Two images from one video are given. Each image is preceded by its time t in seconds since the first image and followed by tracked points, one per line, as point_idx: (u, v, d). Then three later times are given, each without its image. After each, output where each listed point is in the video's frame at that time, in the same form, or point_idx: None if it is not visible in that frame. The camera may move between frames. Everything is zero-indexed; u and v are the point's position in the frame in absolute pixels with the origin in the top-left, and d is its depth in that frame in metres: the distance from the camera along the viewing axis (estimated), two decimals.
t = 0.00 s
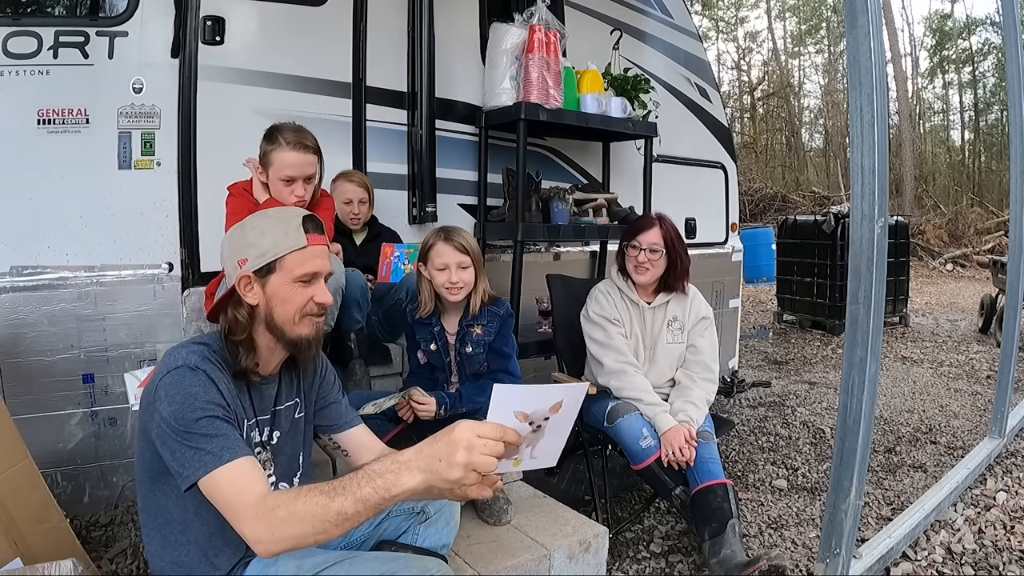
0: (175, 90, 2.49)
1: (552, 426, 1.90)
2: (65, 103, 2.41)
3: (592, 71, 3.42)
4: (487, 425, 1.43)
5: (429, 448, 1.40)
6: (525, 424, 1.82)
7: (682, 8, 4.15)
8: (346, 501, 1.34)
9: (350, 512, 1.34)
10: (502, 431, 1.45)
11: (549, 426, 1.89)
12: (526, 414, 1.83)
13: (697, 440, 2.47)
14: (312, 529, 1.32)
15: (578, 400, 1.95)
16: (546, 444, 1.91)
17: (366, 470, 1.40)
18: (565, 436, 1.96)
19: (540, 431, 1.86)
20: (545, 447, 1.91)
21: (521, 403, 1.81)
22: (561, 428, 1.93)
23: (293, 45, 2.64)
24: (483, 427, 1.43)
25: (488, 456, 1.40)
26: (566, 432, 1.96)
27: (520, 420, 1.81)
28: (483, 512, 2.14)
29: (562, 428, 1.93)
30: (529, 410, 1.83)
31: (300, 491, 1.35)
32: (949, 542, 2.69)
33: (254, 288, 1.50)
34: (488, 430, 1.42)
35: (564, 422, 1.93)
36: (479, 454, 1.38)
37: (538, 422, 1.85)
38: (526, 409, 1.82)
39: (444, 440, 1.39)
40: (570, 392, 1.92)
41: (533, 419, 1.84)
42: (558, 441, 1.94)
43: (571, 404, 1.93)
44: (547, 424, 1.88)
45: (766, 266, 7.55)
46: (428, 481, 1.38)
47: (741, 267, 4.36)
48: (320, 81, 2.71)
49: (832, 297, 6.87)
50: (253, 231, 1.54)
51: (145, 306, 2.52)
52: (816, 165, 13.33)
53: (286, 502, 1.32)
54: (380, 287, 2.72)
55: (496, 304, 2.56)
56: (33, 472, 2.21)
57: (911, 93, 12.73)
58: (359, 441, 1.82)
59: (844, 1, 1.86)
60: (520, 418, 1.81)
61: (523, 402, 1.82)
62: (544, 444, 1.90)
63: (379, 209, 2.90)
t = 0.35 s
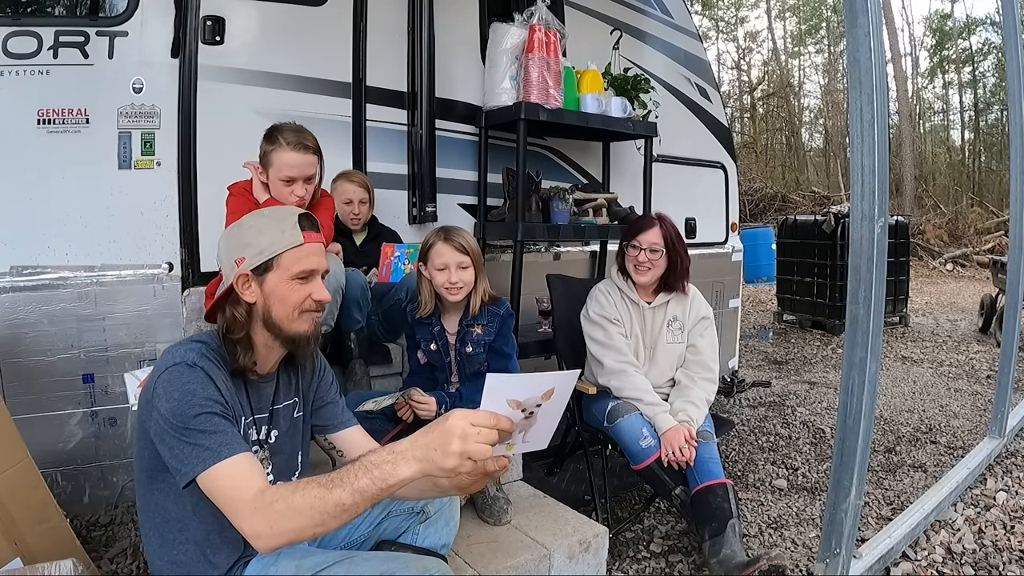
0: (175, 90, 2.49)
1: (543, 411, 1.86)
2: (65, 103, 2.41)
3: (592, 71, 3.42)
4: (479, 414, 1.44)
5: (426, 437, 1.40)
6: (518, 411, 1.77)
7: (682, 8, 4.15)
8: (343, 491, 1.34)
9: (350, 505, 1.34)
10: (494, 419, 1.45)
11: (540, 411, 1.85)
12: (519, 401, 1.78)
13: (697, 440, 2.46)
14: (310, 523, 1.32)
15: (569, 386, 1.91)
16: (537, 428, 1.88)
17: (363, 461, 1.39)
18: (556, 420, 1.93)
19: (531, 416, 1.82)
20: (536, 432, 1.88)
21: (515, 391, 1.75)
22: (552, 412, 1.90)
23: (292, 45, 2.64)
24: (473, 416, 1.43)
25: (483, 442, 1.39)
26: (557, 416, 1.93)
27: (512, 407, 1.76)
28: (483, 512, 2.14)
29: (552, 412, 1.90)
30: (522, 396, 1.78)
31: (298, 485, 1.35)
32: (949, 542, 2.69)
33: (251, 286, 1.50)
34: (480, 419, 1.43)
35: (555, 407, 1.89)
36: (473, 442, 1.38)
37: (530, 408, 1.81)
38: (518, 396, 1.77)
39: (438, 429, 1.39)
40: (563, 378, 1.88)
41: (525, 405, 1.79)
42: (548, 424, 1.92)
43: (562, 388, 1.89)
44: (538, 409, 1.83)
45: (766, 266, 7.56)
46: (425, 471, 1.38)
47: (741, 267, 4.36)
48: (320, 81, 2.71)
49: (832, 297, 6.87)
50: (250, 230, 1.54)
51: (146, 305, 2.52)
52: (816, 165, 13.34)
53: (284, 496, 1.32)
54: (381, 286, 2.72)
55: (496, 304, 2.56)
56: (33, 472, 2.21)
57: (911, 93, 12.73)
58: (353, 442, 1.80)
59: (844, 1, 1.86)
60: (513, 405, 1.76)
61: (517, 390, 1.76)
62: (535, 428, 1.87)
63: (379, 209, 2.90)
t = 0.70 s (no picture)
0: (175, 90, 2.49)
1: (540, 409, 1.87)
2: (65, 103, 2.41)
3: (592, 71, 3.42)
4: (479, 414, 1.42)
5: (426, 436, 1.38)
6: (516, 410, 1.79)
7: (682, 8, 4.15)
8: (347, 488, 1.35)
9: (350, 504, 1.33)
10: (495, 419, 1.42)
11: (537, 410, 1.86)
12: (517, 400, 1.80)
13: (697, 440, 2.46)
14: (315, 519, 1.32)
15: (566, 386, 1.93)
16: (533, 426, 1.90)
17: (363, 459, 1.39)
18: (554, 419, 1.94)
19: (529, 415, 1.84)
20: (533, 430, 1.90)
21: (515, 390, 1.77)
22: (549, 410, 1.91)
23: (292, 45, 2.64)
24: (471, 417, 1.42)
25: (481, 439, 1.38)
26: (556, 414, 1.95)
27: (510, 407, 1.78)
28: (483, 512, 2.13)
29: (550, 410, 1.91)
30: (520, 396, 1.79)
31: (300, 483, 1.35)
32: (949, 542, 2.69)
33: (254, 286, 1.49)
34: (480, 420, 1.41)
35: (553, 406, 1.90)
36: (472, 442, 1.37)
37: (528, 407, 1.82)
38: (517, 396, 1.79)
39: (438, 428, 1.38)
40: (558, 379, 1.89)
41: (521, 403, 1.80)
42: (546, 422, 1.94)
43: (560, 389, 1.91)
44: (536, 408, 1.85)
45: (766, 267, 7.57)
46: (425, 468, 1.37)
47: (741, 267, 4.36)
48: (320, 81, 2.71)
49: (832, 297, 6.87)
50: (253, 230, 1.53)
51: (145, 305, 2.52)
52: (816, 165, 13.36)
53: (285, 495, 1.32)
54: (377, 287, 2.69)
55: (496, 304, 2.55)
56: (33, 472, 2.22)
57: (911, 93, 12.73)
58: (346, 443, 1.80)
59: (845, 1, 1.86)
60: (512, 404, 1.78)
61: (516, 390, 1.78)
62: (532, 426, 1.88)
63: (379, 209, 2.90)
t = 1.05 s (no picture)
0: (175, 90, 2.49)
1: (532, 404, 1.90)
2: (65, 103, 2.41)
3: (592, 71, 3.42)
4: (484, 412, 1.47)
5: (435, 440, 1.41)
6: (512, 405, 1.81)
7: (682, 8, 4.15)
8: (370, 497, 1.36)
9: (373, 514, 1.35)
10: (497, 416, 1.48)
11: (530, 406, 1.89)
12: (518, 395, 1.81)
13: (697, 440, 2.47)
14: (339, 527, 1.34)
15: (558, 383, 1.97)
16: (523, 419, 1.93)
17: (380, 469, 1.40)
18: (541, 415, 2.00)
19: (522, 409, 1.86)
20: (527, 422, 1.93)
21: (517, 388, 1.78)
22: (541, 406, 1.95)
23: (292, 45, 2.64)
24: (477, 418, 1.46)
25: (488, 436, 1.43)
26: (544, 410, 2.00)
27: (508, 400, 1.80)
28: (484, 512, 2.14)
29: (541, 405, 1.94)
30: (520, 391, 1.81)
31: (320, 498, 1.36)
32: (949, 542, 2.69)
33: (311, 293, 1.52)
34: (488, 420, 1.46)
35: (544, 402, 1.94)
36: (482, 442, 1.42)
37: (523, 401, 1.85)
38: (518, 392, 1.80)
39: (449, 430, 1.42)
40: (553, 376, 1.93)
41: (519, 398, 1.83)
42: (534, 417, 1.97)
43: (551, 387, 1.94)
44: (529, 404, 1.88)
45: (766, 266, 7.58)
46: (438, 470, 1.40)
47: (741, 267, 4.36)
48: (320, 81, 2.71)
49: (832, 297, 6.87)
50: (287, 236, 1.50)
51: (146, 305, 2.52)
52: (816, 165, 13.36)
53: (307, 513, 1.33)
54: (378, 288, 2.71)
55: (496, 304, 2.55)
56: (34, 472, 2.22)
57: (911, 93, 12.72)
58: (337, 434, 1.84)
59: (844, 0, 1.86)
60: (512, 399, 1.79)
61: (518, 387, 1.78)
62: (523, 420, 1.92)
63: (379, 209, 2.90)
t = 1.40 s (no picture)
0: (175, 90, 2.49)
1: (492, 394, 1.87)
2: (65, 103, 2.41)
3: (592, 71, 3.42)
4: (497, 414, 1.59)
5: (462, 442, 1.52)
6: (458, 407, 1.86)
7: (682, 8, 4.15)
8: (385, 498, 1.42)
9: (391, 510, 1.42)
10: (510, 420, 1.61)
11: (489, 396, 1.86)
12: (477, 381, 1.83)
13: (697, 440, 2.47)
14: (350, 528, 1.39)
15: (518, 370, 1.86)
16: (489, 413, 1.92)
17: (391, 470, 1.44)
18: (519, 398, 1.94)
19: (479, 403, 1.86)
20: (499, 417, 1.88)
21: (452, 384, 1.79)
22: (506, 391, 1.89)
23: (292, 45, 2.64)
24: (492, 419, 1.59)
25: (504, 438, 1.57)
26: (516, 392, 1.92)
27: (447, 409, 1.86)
28: (484, 512, 2.14)
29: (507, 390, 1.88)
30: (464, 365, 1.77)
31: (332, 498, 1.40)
32: (949, 542, 2.69)
33: (246, 282, 1.50)
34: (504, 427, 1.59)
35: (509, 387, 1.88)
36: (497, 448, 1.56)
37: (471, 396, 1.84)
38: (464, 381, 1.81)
39: (479, 433, 1.54)
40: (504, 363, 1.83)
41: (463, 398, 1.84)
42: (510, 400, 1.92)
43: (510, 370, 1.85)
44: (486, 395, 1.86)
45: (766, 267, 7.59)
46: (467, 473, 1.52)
47: (741, 267, 4.36)
48: (320, 81, 2.71)
49: (832, 297, 6.87)
50: (250, 228, 1.54)
51: (146, 305, 2.52)
52: (816, 165, 13.37)
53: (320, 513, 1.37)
54: (377, 290, 2.68)
55: (496, 304, 2.56)
56: (33, 472, 2.22)
57: (911, 93, 12.72)
58: (338, 436, 1.86)
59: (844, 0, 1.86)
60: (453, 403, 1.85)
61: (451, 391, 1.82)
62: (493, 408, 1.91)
63: (379, 209, 2.90)
